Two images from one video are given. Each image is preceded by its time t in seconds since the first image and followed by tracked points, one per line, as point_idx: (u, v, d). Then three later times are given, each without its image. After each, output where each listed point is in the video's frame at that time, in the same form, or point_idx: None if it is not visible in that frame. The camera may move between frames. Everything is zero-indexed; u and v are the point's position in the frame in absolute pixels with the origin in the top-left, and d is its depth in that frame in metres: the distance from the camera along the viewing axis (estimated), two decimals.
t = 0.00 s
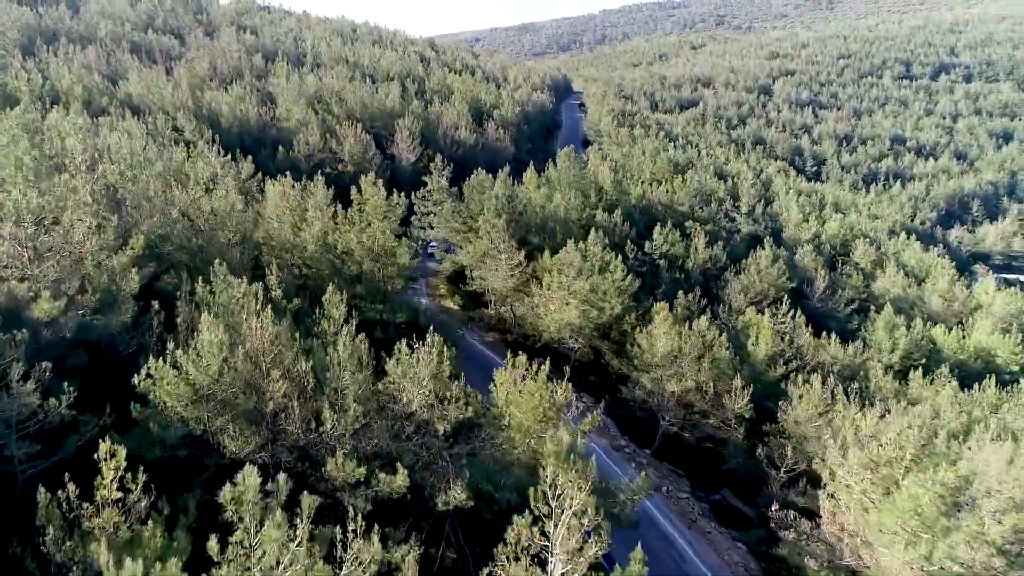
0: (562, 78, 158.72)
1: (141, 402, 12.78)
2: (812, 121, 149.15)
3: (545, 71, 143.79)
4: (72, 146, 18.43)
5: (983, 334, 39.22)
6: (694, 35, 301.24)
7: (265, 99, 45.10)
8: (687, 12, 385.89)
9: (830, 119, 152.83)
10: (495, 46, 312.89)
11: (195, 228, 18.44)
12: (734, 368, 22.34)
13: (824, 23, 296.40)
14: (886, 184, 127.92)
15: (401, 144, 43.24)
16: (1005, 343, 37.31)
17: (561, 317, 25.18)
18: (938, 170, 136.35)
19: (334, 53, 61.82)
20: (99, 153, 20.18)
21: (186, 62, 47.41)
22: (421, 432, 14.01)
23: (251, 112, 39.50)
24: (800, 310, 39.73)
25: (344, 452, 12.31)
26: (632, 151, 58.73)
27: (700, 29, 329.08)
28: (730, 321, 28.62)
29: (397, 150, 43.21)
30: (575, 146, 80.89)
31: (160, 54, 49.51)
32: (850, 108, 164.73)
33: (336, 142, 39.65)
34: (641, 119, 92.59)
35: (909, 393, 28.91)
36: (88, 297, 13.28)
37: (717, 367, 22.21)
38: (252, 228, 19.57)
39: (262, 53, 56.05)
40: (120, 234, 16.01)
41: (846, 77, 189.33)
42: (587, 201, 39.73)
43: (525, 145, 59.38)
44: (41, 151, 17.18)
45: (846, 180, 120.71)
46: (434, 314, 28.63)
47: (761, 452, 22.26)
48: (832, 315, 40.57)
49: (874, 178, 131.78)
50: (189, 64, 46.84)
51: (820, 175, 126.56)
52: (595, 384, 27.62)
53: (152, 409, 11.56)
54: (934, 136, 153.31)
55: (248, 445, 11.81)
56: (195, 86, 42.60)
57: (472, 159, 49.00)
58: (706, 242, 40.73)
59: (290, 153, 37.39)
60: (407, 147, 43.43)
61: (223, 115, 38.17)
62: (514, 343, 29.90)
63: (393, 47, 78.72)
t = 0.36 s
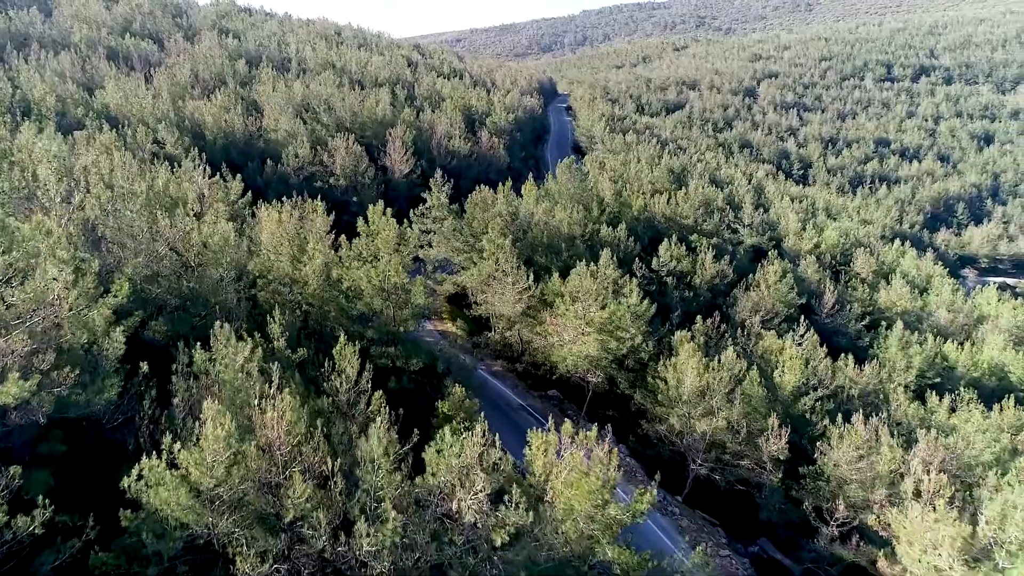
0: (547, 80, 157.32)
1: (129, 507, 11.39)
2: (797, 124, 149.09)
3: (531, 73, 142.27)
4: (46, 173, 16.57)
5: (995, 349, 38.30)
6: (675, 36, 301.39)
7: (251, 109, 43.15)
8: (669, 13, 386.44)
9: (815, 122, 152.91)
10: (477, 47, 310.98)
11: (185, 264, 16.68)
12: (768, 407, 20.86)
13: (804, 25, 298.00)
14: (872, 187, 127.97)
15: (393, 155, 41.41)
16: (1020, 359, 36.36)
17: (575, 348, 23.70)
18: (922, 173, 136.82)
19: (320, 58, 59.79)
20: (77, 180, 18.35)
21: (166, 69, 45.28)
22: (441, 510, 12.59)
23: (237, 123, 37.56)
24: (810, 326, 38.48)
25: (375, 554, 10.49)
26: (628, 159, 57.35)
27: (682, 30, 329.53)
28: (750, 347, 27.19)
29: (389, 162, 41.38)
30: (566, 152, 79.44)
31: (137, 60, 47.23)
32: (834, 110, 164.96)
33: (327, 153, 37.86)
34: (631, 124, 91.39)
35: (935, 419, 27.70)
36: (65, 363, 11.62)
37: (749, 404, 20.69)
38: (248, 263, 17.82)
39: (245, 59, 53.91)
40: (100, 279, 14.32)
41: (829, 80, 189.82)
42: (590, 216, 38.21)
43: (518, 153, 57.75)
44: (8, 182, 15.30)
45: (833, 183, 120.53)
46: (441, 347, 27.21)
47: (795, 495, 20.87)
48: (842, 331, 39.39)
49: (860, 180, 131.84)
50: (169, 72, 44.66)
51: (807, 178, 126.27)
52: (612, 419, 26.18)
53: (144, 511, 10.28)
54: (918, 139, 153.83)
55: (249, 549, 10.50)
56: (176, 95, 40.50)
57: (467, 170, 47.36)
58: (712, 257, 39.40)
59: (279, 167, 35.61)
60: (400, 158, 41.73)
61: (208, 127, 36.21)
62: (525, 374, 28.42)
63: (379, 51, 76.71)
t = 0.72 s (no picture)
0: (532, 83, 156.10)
1: None
2: (782, 127, 149.04)
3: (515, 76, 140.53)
4: (19, 212, 14.70)
5: (1011, 366, 37.30)
6: (657, 38, 301.56)
7: (237, 121, 41.09)
8: (649, 14, 386.92)
9: (800, 124, 153.04)
10: (457, 48, 309.19)
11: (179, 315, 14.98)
12: (811, 451, 19.42)
13: (785, 27, 299.64)
14: (858, 190, 127.86)
15: (387, 169, 39.63)
16: None
17: (597, 385, 22.18)
18: (907, 176, 137.24)
19: (306, 63, 57.74)
20: (55, 215, 16.47)
21: (145, 77, 43.05)
22: None
23: (224, 137, 35.57)
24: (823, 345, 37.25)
25: None
26: (625, 169, 55.99)
27: (662, 32, 330.00)
28: (777, 377, 25.80)
29: (383, 175, 39.61)
30: (557, 159, 77.84)
31: (115, 67, 45.00)
32: (818, 113, 165.11)
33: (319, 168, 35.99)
34: (621, 130, 90.25)
35: (968, 449, 26.46)
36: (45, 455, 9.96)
37: (792, 450, 19.19)
38: (250, 307, 16.09)
39: (228, 65, 51.80)
40: (82, 342, 12.69)
41: (812, 82, 190.16)
42: (595, 233, 36.76)
43: (512, 162, 56.02)
44: None
45: (821, 187, 120.25)
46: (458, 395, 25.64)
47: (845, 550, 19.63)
48: (855, 349, 38.22)
49: (846, 183, 131.91)
50: (149, 81, 42.54)
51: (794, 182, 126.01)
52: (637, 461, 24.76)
53: None
54: (901, 141, 154.30)
55: None
56: (156, 107, 38.44)
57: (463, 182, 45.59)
58: (721, 274, 38.09)
59: (269, 185, 33.68)
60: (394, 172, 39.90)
61: (193, 142, 34.22)
62: (539, 410, 26.83)
63: (366, 56, 74.76)
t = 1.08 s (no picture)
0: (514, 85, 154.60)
1: None
2: (764, 130, 149.05)
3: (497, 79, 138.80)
4: None
5: None
6: (635, 39, 301.56)
7: (218, 133, 38.88)
8: (626, 16, 387.21)
9: (782, 127, 153.22)
10: (435, 49, 306.70)
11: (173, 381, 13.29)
12: (862, 503, 17.97)
13: (761, 29, 301.30)
14: (841, 193, 127.97)
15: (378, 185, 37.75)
16: None
17: (626, 428, 20.64)
18: (888, 178, 137.83)
19: (288, 70, 55.54)
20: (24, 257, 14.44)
21: (119, 87, 40.68)
22: None
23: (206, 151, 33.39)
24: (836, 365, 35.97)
25: None
26: (619, 179, 54.56)
27: (640, 33, 330.25)
28: (805, 411, 24.38)
29: (374, 191, 37.70)
30: (545, 165, 76.15)
31: (87, 76, 42.58)
32: (798, 116, 165.51)
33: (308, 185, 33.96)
34: (609, 135, 88.99)
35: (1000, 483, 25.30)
36: None
37: (842, 504, 17.72)
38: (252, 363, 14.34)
39: (207, 73, 49.50)
40: (62, 427, 10.87)
41: (790, 85, 190.80)
42: (599, 252, 35.23)
43: (504, 172, 54.15)
44: None
45: (805, 191, 120.10)
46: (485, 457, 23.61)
47: None
48: (868, 368, 37.02)
49: (829, 186, 132.07)
50: (124, 91, 40.23)
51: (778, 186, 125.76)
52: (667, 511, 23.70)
53: None
54: (881, 143, 155.10)
55: None
56: (132, 121, 36.25)
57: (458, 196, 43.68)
58: (729, 291, 36.73)
59: (255, 203, 31.70)
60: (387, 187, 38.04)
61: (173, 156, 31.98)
62: (555, 451, 25.36)
63: (348, 61, 72.62)
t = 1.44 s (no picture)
0: (494, 88, 152.80)
1: None
2: (745, 133, 149.04)
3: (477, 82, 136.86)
4: None
5: None
6: (611, 41, 301.40)
7: (198, 147, 36.76)
8: (601, 17, 387.46)
9: (762, 130, 153.38)
10: (410, 49, 303.53)
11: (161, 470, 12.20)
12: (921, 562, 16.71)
13: (738, 31, 302.90)
14: (823, 197, 128.14)
15: (369, 201, 35.95)
16: None
17: (661, 483, 19.28)
18: (868, 181, 138.56)
19: (269, 76, 53.28)
20: None
21: (91, 97, 38.34)
22: None
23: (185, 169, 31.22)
24: (850, 387, 34.77)
25: None
26: (614, 189, 53.17)
27: (616, 35, 330.38)
28: (835, 447, 23.10)
29: (365, 207, 35.86)
30: (533, 171, 74.37)
31: (55, 84, 40.08)
32: (777, 118, 165.84)
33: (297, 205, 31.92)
34: (594, 141, 87.72)
35: None
36: None
37: (902, 564, 16.47)
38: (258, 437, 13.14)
39: (183, 81, 47.13)
40: (37, 547, 9.95)
41: (769, 87, 191.35)
42: (605, 272, 33.77)
43: (495, 181, 52.33)
44: None
45: (787, 196, 120.03)
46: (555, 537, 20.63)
47: None
48: (881, 388, 35.87)
49: (810, 190, 132.33)
50: (96, 101, 37.88)
51: (760, 190, 125.54)
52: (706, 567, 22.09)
53: None
54: (860, 146, 155.93)
55: None
56: (105, 135, 34.00)
57: (451, 209, 41.74)
58: (738, 309, 35.45)
59: (240, 224, 29.61)
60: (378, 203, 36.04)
61: (151, 176, 29.74)
62: (577, 499, 23.58)
63: (329, 66, 70.37)
